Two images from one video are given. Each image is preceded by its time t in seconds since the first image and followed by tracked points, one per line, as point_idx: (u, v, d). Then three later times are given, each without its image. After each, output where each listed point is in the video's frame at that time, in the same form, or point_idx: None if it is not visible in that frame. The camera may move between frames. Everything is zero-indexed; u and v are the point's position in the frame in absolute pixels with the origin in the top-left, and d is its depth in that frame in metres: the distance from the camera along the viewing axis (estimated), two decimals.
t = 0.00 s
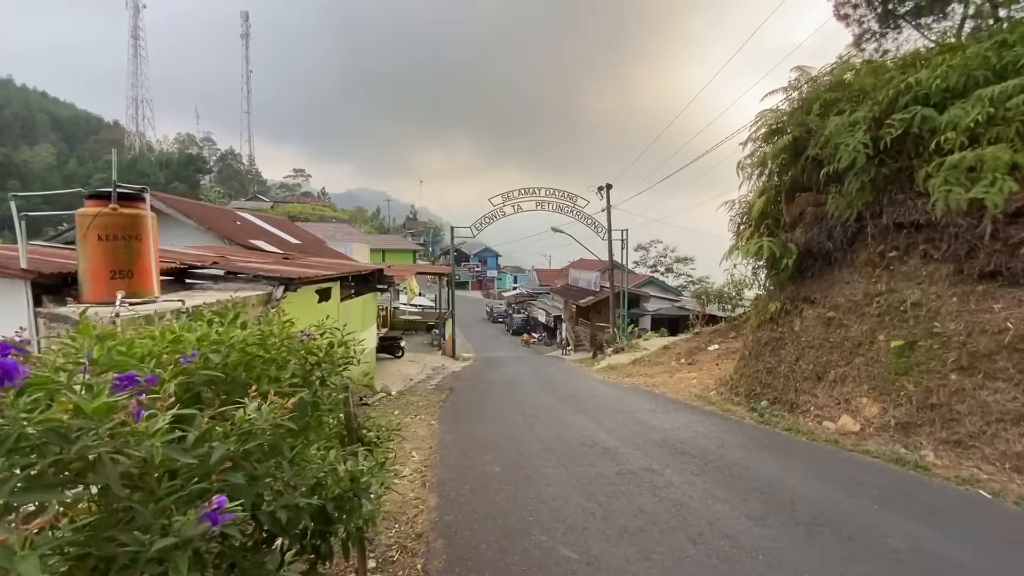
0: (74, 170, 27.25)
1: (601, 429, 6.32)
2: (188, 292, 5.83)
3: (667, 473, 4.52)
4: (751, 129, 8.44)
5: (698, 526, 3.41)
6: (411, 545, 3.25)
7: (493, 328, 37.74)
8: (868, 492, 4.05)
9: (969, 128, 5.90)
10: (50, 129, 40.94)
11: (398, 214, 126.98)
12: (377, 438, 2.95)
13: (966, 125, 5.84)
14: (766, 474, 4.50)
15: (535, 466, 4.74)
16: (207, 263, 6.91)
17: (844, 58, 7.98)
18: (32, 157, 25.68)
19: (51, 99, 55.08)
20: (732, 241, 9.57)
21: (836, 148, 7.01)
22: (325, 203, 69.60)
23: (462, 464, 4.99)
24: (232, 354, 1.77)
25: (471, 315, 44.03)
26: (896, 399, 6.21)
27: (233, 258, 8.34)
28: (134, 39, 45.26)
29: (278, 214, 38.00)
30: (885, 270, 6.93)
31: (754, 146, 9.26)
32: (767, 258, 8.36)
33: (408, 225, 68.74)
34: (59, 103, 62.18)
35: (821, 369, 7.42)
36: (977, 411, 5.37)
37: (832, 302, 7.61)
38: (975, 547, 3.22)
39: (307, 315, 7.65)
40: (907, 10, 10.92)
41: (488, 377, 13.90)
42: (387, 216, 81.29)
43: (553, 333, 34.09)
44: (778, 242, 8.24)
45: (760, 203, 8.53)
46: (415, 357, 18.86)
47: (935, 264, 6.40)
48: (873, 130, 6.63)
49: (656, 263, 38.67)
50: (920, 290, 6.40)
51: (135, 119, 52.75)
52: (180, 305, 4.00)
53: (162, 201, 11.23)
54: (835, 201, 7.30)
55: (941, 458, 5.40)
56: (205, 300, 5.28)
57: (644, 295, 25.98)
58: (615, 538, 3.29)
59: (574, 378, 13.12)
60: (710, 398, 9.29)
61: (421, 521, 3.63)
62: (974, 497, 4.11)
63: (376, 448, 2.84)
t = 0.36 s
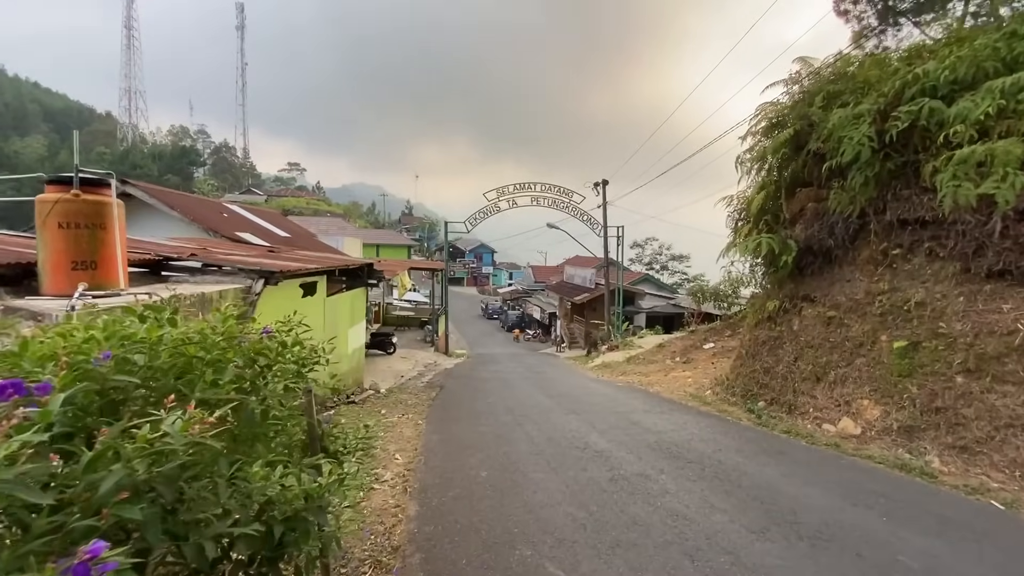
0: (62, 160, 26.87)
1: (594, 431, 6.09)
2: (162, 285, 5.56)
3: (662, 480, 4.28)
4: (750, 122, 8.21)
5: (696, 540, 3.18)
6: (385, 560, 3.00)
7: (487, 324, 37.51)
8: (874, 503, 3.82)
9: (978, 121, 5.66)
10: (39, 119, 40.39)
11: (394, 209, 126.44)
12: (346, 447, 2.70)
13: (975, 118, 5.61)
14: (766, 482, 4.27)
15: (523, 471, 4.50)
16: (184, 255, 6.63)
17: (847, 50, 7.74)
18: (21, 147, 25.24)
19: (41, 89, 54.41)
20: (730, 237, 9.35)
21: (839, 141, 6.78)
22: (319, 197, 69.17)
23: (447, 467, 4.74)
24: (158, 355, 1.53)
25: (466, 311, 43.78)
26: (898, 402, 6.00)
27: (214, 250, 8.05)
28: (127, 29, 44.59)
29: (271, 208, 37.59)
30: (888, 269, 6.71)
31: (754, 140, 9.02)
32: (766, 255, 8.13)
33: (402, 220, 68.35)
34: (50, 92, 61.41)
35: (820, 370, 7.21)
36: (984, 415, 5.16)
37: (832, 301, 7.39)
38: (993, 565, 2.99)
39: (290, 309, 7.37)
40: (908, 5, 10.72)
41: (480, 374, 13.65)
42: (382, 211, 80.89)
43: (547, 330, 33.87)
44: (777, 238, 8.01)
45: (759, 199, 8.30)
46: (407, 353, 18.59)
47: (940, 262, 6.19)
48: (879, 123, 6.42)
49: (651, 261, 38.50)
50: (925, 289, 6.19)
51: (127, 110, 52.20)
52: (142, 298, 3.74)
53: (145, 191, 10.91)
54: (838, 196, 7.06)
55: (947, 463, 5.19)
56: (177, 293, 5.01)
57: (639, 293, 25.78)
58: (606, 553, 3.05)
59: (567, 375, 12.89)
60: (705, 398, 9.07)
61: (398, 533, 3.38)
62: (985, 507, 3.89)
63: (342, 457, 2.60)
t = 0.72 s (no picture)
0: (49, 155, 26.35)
1: (592, 437, 5.81)
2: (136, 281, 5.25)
3: (667, 493, 4.01)
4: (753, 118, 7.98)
5: (708, 563, 2.91)
6: None
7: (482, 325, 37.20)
8: (895, 520, 3.55)
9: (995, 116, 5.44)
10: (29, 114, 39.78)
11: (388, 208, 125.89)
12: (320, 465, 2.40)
13: (992, 113, 5.38)
14: (776, 495, 4.01)
15: (518, 483, 4.21)
16: (162, 250, 6.32)
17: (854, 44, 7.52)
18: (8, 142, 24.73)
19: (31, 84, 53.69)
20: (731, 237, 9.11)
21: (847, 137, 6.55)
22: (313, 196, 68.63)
23: (437, 478, 4.45)
24: (69, 370, 1.28)
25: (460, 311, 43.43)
26: (909, 408, 5.75)
27: (196, 247, 7.74)
28: (119, 23, 43.94)
29: (264, 205, 37.11)
30: (897, 270, 6.48)
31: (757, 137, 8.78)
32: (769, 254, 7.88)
33: (396, 219, 67.91)
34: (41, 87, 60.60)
35: (825, 374, 6.96)
36: (1002, 424, 4.92)
37: (838, 303, 7.15)
38: None
39: (275, 308, 7.07)
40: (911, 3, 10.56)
41: (473, 375, 13.35)
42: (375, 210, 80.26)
43: (542, 331, 33.60)
44: (781, 237, 7.75)
45: (762, 197, 8.05)
46: (399, 354, 18.25)
47: (953, 263, 5.95)
48: (889, 118, 6.20)
49: (646, 261, 38.34)
50: (937, 291, 5.96)
51: (118, 106, 51.53)
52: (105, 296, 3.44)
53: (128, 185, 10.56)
54: (845, 195, 6.81)
55: (963, 474, 4.94)
56: (149, 291, 4.71)
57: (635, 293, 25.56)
58: None
59: (562, 377, 12.62)
60: (705, 402, 8.81)
61: (381, 555, 3.08)
62: (1012, 524, 3.64)
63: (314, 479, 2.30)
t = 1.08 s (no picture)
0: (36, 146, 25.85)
1: (591, 441, 5.52)
2: (106, 275, 4.94)
3: (673, 504, 3.73)
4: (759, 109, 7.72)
5: None
6: None
7: (477, 321, 36.90)
8: (921, 537, 3.28)
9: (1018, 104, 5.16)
10: (17, 106, 39.15)
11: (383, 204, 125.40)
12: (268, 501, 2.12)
13: (1014, 100, 5.11)
14: (791, 507, 3.73)
15: (513, 493, 3.92)
16: (137, 241, 6.00)
17: (864, 32, 7.25)
18: None
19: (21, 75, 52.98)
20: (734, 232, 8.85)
21: (859, 127, 6.28)
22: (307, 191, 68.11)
23: (426, 486, 4.15)
24: None
25: (455, 307, 43.13)
26: (923, 412, 5.48)
27: (177, 239, 7.42)
28: (112, 13, 43.25)
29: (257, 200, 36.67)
30: (910, 266, 6.21)
31: (763, 129, 8.50)
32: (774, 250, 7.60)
33: (392, 215, 67.50)
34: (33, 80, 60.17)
35: (833, 375, 6.69)
36: None
37: (846, 300, 6.88)
38: None
39: (259, 303, 6.76)
40: None
41: (468, 373, 13.05)
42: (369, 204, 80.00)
43: (538, 327, 33.35)
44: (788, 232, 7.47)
45: (767, 190, 7.79)
46: (393, 350, 17.93)
47: (970, 259, 5.69)
48: (904, 107, 5.95)
49: (642, 258, 38.16)
50: (952, 288, 5.70)
51: (109, 99, 50.92)
52: (62, 289, 3.12)
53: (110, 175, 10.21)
54: (855, 187, 6.53)
55: (983, 482, 4.67)
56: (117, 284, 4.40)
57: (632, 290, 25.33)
58: None
59: (559, 375, 12.33)
60: (706, 402, 8.55)
61: None
62: None
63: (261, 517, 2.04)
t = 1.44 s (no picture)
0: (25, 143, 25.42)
1: (592, 448, 5.22)
2: (72, 272, 4.63)
3: (683, 521, 3.44)
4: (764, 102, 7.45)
5: None
6: None
7: (473, 321, 36.59)
8: (956, 560, 3.00)
9: None
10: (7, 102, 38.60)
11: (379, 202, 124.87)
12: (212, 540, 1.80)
13: None
14: (810, 525, 3.44)
15: (509, 509, 3.63)
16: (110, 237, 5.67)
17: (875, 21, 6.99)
18: None
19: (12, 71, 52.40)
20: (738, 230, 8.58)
21: (872, 118, 6.01)
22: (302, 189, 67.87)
23: (415, 500, 3.85)
24: None
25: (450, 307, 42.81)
26: (940, 417, 5.21)
27: (156, 236, 7.10)
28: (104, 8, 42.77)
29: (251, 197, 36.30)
30: (924, 264, 5.94)
31: (767, 123, 8.23)
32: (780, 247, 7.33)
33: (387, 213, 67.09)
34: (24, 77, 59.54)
35: (842, 377, 6.42)
36: None
37: (856, 300, 6.61)
38: None
39: (242, 303, 6.45)
40: None
41: (463, 374, 12.75)
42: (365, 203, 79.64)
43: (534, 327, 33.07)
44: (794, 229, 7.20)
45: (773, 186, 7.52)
46: (387, 350, 17.62)
47: (989, 257, 5.42)
48: (920, 97, 5.68)
49: (639, 257, 37.92)
50: (971, 288, 5.43)
51: (102, 96, 50.42)
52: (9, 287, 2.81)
53: (93, 170, 9.87)
54: (868, 182, 6.25)
55: (1008, 493, 4.40)
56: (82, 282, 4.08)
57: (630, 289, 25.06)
58: None
59: (556, 376, 12.03)
60: (708, 405, 8.27)
61: None
62: None
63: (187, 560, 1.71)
